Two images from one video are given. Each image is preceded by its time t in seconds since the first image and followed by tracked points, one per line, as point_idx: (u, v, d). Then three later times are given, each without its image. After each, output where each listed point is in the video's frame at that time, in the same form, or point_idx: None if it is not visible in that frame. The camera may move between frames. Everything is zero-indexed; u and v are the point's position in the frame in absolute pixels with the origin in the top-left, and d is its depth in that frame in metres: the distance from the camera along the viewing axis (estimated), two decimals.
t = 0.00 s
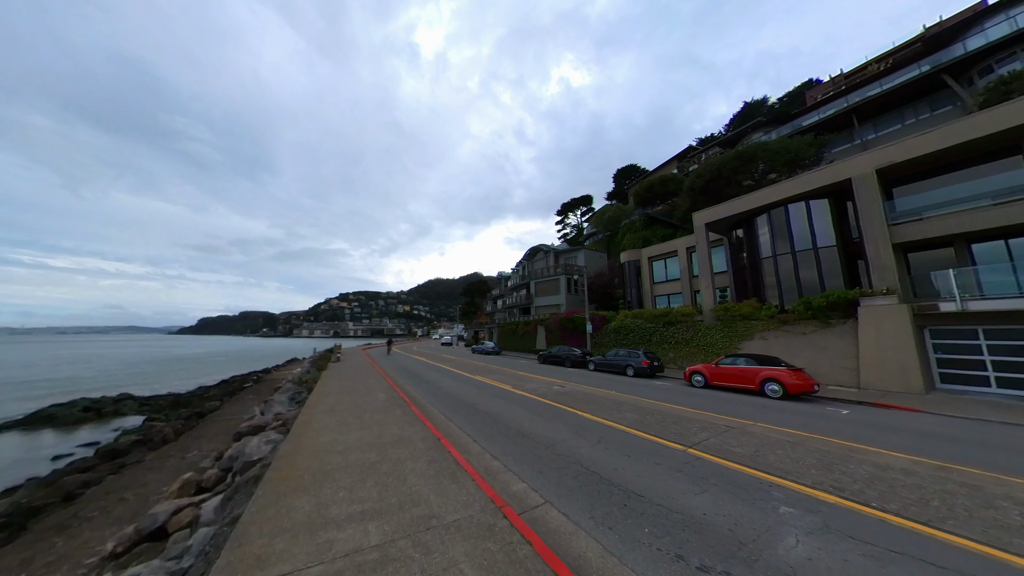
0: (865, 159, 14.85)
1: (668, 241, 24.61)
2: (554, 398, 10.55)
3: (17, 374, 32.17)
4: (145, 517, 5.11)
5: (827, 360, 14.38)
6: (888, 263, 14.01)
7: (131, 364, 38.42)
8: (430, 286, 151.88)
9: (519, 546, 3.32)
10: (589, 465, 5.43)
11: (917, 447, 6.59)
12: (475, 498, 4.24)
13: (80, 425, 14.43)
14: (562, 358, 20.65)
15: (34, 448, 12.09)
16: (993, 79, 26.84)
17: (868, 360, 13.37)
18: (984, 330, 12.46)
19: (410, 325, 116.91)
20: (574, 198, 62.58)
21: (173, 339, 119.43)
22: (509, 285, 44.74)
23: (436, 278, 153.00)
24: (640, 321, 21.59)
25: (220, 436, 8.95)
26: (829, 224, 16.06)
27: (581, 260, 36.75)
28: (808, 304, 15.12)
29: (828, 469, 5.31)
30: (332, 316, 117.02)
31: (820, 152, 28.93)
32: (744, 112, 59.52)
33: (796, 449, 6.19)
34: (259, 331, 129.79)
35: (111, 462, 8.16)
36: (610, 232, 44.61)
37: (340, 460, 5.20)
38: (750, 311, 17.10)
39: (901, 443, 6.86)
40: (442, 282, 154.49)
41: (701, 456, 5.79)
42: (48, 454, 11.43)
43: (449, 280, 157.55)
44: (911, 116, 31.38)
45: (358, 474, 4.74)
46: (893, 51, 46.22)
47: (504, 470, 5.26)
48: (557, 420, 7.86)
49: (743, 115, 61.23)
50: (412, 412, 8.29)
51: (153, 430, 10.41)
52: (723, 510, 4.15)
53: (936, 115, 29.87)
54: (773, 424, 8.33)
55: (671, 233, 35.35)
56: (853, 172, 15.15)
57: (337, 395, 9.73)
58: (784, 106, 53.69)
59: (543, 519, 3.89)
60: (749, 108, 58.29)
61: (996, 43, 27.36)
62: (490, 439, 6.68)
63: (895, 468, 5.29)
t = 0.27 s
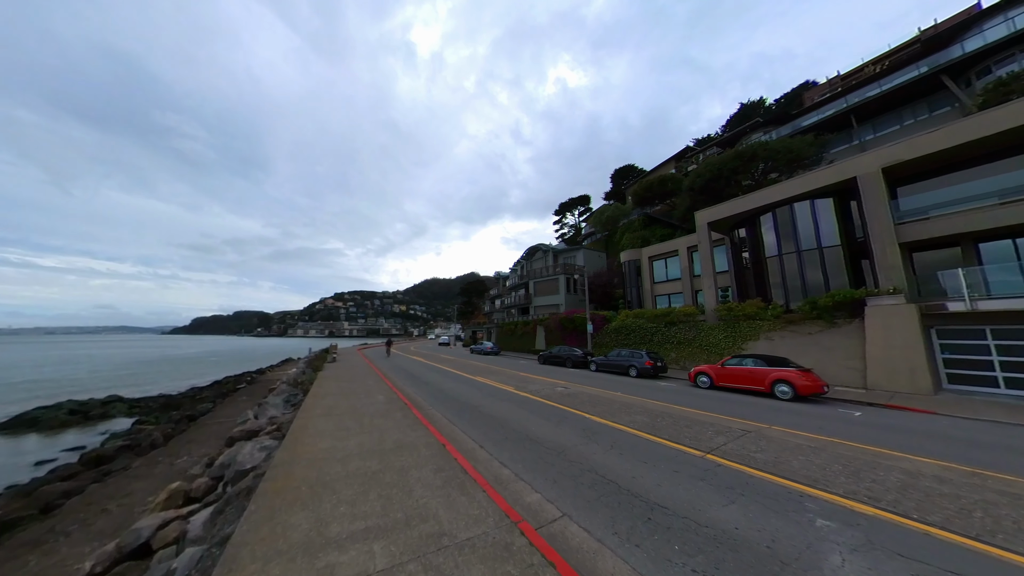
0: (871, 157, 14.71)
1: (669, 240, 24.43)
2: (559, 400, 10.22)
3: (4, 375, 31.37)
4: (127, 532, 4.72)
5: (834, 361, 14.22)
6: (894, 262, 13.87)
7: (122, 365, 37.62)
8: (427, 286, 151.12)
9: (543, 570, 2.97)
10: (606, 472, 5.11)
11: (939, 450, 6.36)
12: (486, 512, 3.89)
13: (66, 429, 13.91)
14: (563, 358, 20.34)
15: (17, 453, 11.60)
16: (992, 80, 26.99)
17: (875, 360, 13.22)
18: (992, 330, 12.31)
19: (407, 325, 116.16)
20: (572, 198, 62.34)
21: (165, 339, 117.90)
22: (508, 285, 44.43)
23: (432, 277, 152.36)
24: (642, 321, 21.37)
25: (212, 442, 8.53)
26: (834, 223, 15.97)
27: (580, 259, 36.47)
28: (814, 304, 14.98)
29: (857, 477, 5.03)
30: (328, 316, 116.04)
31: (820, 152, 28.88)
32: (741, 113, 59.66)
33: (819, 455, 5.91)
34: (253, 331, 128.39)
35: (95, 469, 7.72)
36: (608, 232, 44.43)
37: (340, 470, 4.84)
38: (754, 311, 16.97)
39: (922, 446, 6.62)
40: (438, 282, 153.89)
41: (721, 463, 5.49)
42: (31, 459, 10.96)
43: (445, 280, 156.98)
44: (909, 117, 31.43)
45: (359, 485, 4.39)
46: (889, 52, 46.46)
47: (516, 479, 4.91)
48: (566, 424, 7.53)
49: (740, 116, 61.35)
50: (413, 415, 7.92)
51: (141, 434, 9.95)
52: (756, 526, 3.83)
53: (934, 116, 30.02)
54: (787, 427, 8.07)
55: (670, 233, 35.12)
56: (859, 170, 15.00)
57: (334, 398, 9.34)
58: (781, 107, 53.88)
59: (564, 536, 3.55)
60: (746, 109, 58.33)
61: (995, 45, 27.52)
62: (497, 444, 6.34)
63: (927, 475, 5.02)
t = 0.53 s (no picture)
0: (874, 156, 14.61)
1: (669, 240, 24.26)
2: (562, 402, 9.92)
3: None
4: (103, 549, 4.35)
5: (838, 361, 14.07)
6: (898, 262, 13.76)
7: (108, 366, 36.68)
8: (422, 285, 150.31)
9: None
10: (620, 481, 4.81)
11: (958, 454, 6.18)
12: (497, 528, 3.57)
13: (47, 433, 13.35)
14: (562, 358, 20.06)
15: None
16: (987, 82, 27.20)
17: (880, 360, 13.05)
18: (997, 330, 12.22)
19: (402, 325, 115.40)
20: (569, 198, 62.15)
21: (155, 340, 115.99)
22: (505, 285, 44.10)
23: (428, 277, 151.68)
24: (641, 321, 21.16)
25: (200, 447, 8.12)
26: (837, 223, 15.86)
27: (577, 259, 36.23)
28: (817, 304, 14.84)
29: (883, 484, 4.79)
30: (322, 316, 114.93)
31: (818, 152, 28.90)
32: (737, 115, 59.88)
33: (838, 460, 5.67)
34: (246, 331, 126.78)
35: (74, 477, 7.29)
36: (606, 231, 44.27)
37: (336, 480, 4.50)
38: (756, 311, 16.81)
39: (940, 449, 6.43)
40: (434, 282, 153.28)
41: (739, 470, 5.21)
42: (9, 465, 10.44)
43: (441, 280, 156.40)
44: (906, 118, 31.77)
45: (358, 497, 4.06)
46: (883, 55, 46.84)
47: (525, 489, 4.60)
48: (571, 428, 7.22)
49: (736, 118, 61.59)
50: (412, 419, 7.58)
51: (125, 439, 9.50)
52: (787, 541, 3.56)
53: (930, 118, 30.25)
54: (799, 429, 7.85)
55: (668, 233, 34.98)
56: (862, 169, 14.89)
57: (328, 400, 8.96)
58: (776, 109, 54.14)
59: (582, 555, 3.25)
60: (742, 110, 58.56)
61: (991, 47, 27.74)
62: (501, 450, 6.03)
63: (956, 482, 4.80)
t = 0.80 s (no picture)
0: (877, 154, 14.49)
1: (668, 239, 24.07)
2: (565, 404, 9.59)
3: None
4: (68, 571, 3.92)
5: (841, 362, 13.90)
6: (901, 261, 13.63)
7: (95, 367, 35.74)
8: (418, 285, 149.47)
9: None
10: (635, 492, 4.48)
11: (979, 458, 5.97)
12: (507, 548, 3.22)
13: (25, 437, 12.78)
14: (561, 359, 19.76)
15: None
16: (983, 83, 27.38)
17: (884, 361, 12.89)
18: (1001, 330, 12.11)
19: (397, 326, 114.55)
20: (565, 198, 61.90)
21: (146, 340, 114.07)
22: (502, 285, 43.74)
23: (423, 277, 150.82)
24: (641, 321, 20.93)
25: (185, 454, 7.68)
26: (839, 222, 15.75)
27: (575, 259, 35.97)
28: (820, 304, 14.69)
29: (914, 492, 4.52)
30: (317, 316, 113.79)
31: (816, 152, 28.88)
32: (732, 116, 60.10)
33: (860, 466, 5.41)
34: (239, 332, 125.13)
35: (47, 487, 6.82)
36: (603, 231, 44.09)
37: (328, 492, 4.13)
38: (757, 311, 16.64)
39: (959, 453, 6.22)
40: (429, 282, 152.51)
41: (757, 476, 4.90)
42: None
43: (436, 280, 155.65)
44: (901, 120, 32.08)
45: (352, 513, 3.68)
46: (877, 57, 47.20)
47: (534, 501, 4.25)
48: (576, 432, 6.88)
49: (731, 119, 61.84)
50: (411, 423, 7.19)
51: (105, 444, 9.01)
52: (825, 559, 3.25)
53: (926, 119, 30.44)
54: (810, 432, 7.61)
55: (666, 233, 34.81)
56: (865, 168, 14.77)
57: (321, 403, 8.54)
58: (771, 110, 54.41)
59: None
60: (738, 112, 58.76)
61: (986, 49, 27.93)
62: (505, 457, 5.69)
63: (989, 490, 4.56)
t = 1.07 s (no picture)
0: (880, 153, 14.38)
1: (667, 239, 23.90)
2: (568, 406, 9.29)
3: None
4: None
5: (845, 362, 13.77)
6: (904, 260, 13.53)
7: (82, 368, 34.76)
8: (413, 285, 148.54)
9: None
10: (654, 504, 4.17)
11: (1002, 463, 5.75)
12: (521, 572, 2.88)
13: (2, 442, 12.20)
14: (560, 359, 19.46)
15: None
16: (977, 85, 27.56)
17: (888, 361, 12.75)
18: (1005, 330, 12.03)
19: (392, 326, 113.64)
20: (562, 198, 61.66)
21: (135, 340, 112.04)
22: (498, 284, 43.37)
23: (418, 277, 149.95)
24: (640, 321, 20.71)
25: (169, 462, 7.25)
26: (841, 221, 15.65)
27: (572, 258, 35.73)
28: (822, 303, 14.57)
29: (948, 502, 4.26)
30: (311, 316, 112.56)
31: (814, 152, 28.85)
32: (727, 118, 60.29)
33: (884, 472, 5.16)
34: (231, 332, 123.42)
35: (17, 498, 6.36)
36: (600, 231, 43.89)
37: (321, 507, 3.77)
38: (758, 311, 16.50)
39: (980, 458, 6.01)
40: (424, 281, 151.71)
41: (781, 484, 4.68)
42: None
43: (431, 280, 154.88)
44: (896, 121, 32.28)
45: (348, 532, 3.33)
46: (871, 60, 47.53)
47: (546, 515, 3.91)
48: (583, 437, 6.58)
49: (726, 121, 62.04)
50: (409, 427, 6.82)
51: (84, 451, 8.53)
52: None
53: (921, 121, 30.62)
54: (822, 434, 7.38)
55: (663, 233, 34.65)
56: (868, 167, 14.66)
57: (315, 406, 8.14)
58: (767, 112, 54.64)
59: None
60: (733, 114, 58.94)
61: (980, 51, 28.13)
62: (511, 463, 5.36)
63: None
